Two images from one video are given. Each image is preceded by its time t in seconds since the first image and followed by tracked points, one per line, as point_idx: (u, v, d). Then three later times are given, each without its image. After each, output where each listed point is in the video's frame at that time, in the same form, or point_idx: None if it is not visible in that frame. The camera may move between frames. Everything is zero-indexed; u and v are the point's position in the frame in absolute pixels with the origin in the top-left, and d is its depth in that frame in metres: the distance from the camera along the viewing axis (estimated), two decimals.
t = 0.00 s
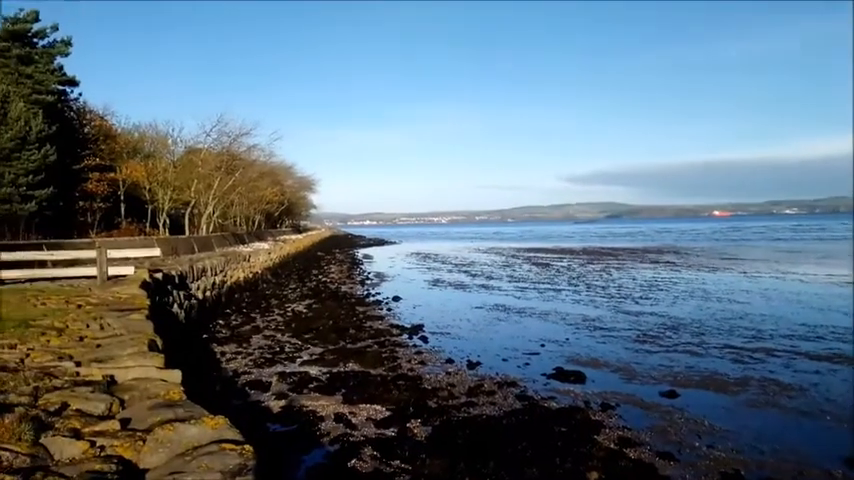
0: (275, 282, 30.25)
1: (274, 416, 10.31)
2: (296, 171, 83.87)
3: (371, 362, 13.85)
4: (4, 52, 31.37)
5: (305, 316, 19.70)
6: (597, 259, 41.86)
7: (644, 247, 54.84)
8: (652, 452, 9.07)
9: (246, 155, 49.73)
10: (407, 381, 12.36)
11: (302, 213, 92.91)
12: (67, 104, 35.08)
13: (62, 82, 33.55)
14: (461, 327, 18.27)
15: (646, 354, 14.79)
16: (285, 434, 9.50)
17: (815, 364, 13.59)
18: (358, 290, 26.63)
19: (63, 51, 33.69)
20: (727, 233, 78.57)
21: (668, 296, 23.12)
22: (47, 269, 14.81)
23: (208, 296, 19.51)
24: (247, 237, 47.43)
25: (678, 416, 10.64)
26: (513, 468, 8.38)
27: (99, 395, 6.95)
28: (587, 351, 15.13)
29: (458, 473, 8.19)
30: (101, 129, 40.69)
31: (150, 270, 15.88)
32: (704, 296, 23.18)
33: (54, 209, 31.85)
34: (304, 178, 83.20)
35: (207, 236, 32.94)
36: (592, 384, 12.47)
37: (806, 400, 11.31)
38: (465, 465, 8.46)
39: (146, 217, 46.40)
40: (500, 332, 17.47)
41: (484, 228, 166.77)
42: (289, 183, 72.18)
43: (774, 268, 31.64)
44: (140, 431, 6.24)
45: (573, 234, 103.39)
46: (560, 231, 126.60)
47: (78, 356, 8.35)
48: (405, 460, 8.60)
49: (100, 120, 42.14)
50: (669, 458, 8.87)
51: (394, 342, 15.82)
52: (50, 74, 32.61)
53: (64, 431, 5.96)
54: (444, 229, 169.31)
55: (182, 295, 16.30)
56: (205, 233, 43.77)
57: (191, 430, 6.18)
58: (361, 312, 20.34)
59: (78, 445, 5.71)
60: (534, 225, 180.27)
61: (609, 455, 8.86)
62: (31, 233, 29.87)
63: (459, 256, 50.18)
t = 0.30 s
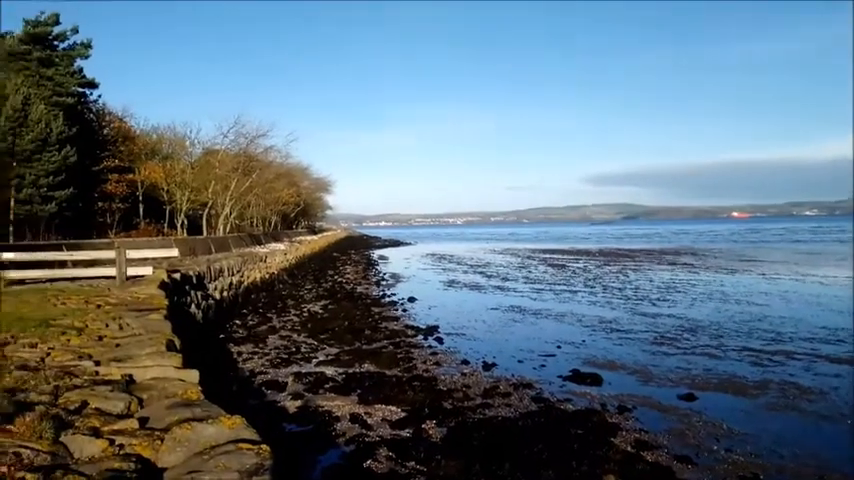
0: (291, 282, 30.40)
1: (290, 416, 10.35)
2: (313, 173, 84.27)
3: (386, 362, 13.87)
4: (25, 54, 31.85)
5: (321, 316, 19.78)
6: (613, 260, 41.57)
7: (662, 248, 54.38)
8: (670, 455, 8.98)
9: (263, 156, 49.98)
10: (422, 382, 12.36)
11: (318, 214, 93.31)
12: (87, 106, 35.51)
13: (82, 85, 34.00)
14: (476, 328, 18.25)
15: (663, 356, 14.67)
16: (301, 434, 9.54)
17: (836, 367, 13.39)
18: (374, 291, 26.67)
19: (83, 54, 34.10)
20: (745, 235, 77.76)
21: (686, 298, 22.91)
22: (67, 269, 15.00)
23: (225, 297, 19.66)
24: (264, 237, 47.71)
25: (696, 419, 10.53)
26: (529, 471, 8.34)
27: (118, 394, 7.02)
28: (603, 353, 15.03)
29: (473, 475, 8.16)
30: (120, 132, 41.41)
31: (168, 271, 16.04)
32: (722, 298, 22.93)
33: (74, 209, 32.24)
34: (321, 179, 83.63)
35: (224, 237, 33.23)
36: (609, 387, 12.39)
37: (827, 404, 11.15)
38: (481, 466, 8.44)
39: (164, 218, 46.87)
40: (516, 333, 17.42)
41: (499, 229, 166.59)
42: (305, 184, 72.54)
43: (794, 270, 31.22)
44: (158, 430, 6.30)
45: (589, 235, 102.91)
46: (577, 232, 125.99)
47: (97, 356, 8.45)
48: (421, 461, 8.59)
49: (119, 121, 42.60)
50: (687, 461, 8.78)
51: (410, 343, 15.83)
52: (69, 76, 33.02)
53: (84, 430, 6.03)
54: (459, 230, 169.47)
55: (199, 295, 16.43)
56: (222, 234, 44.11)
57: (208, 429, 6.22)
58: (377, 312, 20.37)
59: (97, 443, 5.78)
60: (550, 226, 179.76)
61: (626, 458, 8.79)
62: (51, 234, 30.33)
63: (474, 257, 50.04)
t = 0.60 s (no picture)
0: (304, 283, 30.53)
1: (303, 417, 10.37)
2: (326, 175, 84.56)
3: (399, 364, 13.86)
4: (44, 57, 32.30)
5: (334, 317, 19.83)
6: (627, 263, 41.32)
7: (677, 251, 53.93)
8: (684, 460, 8.90)
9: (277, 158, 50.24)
10: (435, 385, 12.34)
11: (330, 215, 93.46)
12: (104, 108, 35.89)
13: (99, 87, 34.36)
14: (489, 331, 18.20)
15: (677, 360, 14.55)
16: (314, 435, 9.56)
17: None
18: (387, 292, 26.71)
19: (100, 56, 34.43)
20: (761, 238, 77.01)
21: (701, 302, 22.71)
22: (84, 269, 15.16)
23: (239, 297, 19.76)
24: (277, 239, 47.94)
25: (712, 424, 10.42)
26: (542, 474, 8.30)
27: (134, 393, 7.07)
28: (617, 356, 14.93)
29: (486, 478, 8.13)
30: (136, 134, 41.78)
31: (183, 271, 16.16)
32: (738, 302, 22.72)
33: (90, 210, 32.62)
34: (334, 181, 83.96)
35: (238, 238, 33.43)
36: (623, 391, 12.30)
37: (845, 410, 11.00)
38: (493, 470, 8.40)
39: (179, 219, 47.26)
40: (529, 336, 17.35)
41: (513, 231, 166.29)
42: (319, 185, 72.84)
43: (812, 274, 30.83)
44: (173, 430, 6.33)
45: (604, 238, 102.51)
46: (590, 234, 125.30)
47: (113, 355, 8.52)
48: (433, 463, 8.57)
49: (135, 123, 43.03)
50: (702, 466, 8.70)
51: (422, 345, 15.82)
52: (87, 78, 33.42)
53: (100, 429, 6.08)
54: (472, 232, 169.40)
55: (214, 295, 16.53)
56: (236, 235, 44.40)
57: (223, 429, 6.25)
58: (390, 314, 20.38)
59: (112, 442, 5.82)
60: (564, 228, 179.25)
61: (640, 463, 8.72)
62: (68, 234, 30.72)
63: (487, 260, 49.95)
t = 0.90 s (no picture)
0: (316, 283, 30.62)
1: (314, 417, 10.38)
2: (338, 175, 84.61)
3: (410, 365, 13.86)
4: (59, 58, 32.64)
5: (345, 317, 19.86)
6: (639, 264, 41.11)
7: (690, 253, 53.55)
8: (697, 464, 8.83)
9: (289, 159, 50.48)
10: (446, 386, 12.33)
11: (343, 216, 94.00)
12: (118, 108, 36.18)
13: (114, 87, 34.63)
14: (500, 332, 18.16)
15: (690, 363, 14.45)
16: (324, 435, 9.57)
17: None
18: (398, 293, 26.72)
19: (115, 57, 34.68)
20: (775, 240, 76.17)
21: (714, 305, 22.52)
22: (97, 268, 15.28)
23: (250, 297, 19.84)
24: (289, 239, 48.14)
25: (725, 427, 10.33)
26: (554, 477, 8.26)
27: (147, 392, 7.11)
28: (629, 359, 14.85)
29: None
30: (150, 134, 42.08)
31: (196, 271, 16.24)
32: (752, 305, 22.53)
33: (104, 210, 32.92)
34: (346, 181, 84.27)
35: (251, 238, 33.60)
36: (635, 393, 12.23)
37: None
38: (504, 471, 8.38)
39: (192, 218, 47.56)
40: (540, 338, 17.29)
41: (524, 232, 166.13)
42: (331, 186, 73.11)
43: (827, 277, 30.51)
44: (186, 428, 6.36)
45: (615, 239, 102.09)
46: (602, 235, 124.83)
47: (126, 354, 8.58)
48: (444, 464, 8.56)
49: (149, 124, 43.33)
50: (715, 469, 8.63)
51: (433, 346, 15.81)
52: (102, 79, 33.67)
53: (114, 427, 6.12)
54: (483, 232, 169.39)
55: (226, 295, 16.60)
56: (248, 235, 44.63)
57: (235, 428, 6.27)
58: (401, 315, 20.40)
59: (126, 440, 5.85)
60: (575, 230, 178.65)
61: (652, 466, 8.66)
62: (83, 233, 30.94)
63: (498, 261, 49.84)
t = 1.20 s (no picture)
0: (327, 286, 30.72)
1: (325, 420, 10.40)
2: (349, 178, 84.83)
3: (421, 368, 13.85)
4: (74, 62, 33.01)
5: (357, 321, 19.89)
6: (652, 269, 40.82)
7: (704, 257, 53.14)
8: (711, 470, 8.76)
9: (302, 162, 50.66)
10: (457, 389, 12.31)
11: (354, 219, 94.20)
12: (132, 112, 36.48)
13: (128, 91, 34.93)
14: (511, 336, 18.12)
15: (703, 368, 14.33)
16: (336, 438, 9.58)
17: None
18: (409, 296, 26.73)
19: (129, 62, 35.02)
20: (790, 243, 75.46)
21: (728, 309, 22.34)
22: (111, 271, 15.39)
23: (263, 300, 19.92)
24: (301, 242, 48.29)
25: (738, 433, 10.24)
26: None
27: (160, 394, 7.15)
28: (642, 363, 14.76)
29: None
30: (163, 138, 42.43)
31: (209, 274, 16.33)
32: (766, 310, 22.31)
33: (118, 213, 33.19)
34: (357, 184, 84.57)
35: (262, 241, 33.74)
36: (648, 398, 12.15)
37: None
38: (515, 476, 8.34)
39: (205, 221, 47.86)
40: (552, 342, 17.23)
41: (535, 235, 165.92)
42: (343, 189, 73.31)
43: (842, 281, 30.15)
44: (199, 431, 6.39)
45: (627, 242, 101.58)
46: (614, 238, 124.25)
47: (140, 356, 8.64)
48: (455, 468, 8.55)
49: (162, 128, 43.66)
50: (729, 475, 8.55)
51: (444, 350, 15.79)
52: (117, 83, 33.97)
53: (127, 429, 6.16)
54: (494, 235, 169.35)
55: (238, 298, 16.68)
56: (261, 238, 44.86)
57: (248, 431, 6.29)
58: (412, 318, 20.39)
59: (139, 442, 5.88)
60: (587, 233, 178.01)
61: (665, 471, 8.60)
62: (97, 236, 31.13)
63: (509, 264, 49.71)
